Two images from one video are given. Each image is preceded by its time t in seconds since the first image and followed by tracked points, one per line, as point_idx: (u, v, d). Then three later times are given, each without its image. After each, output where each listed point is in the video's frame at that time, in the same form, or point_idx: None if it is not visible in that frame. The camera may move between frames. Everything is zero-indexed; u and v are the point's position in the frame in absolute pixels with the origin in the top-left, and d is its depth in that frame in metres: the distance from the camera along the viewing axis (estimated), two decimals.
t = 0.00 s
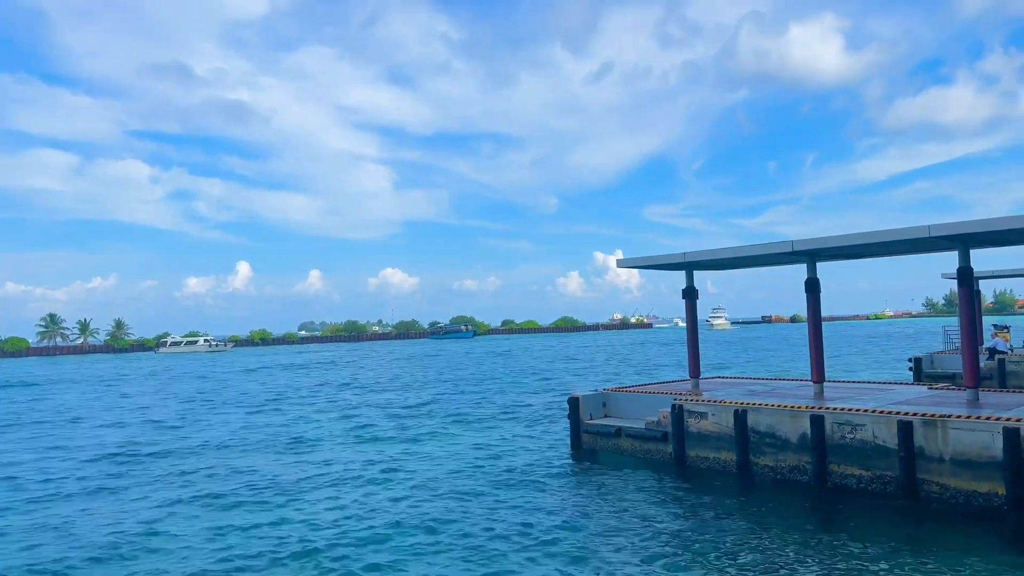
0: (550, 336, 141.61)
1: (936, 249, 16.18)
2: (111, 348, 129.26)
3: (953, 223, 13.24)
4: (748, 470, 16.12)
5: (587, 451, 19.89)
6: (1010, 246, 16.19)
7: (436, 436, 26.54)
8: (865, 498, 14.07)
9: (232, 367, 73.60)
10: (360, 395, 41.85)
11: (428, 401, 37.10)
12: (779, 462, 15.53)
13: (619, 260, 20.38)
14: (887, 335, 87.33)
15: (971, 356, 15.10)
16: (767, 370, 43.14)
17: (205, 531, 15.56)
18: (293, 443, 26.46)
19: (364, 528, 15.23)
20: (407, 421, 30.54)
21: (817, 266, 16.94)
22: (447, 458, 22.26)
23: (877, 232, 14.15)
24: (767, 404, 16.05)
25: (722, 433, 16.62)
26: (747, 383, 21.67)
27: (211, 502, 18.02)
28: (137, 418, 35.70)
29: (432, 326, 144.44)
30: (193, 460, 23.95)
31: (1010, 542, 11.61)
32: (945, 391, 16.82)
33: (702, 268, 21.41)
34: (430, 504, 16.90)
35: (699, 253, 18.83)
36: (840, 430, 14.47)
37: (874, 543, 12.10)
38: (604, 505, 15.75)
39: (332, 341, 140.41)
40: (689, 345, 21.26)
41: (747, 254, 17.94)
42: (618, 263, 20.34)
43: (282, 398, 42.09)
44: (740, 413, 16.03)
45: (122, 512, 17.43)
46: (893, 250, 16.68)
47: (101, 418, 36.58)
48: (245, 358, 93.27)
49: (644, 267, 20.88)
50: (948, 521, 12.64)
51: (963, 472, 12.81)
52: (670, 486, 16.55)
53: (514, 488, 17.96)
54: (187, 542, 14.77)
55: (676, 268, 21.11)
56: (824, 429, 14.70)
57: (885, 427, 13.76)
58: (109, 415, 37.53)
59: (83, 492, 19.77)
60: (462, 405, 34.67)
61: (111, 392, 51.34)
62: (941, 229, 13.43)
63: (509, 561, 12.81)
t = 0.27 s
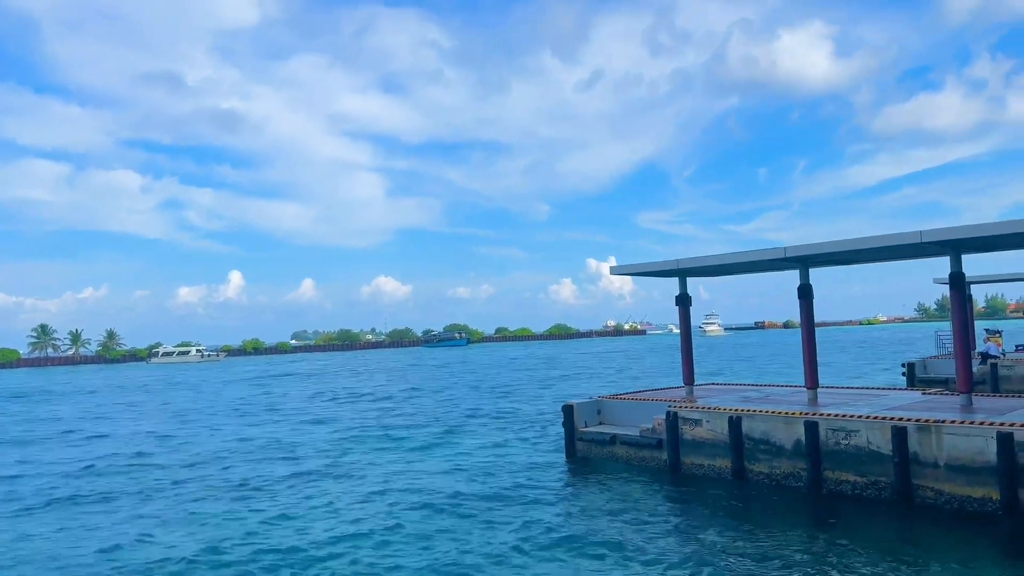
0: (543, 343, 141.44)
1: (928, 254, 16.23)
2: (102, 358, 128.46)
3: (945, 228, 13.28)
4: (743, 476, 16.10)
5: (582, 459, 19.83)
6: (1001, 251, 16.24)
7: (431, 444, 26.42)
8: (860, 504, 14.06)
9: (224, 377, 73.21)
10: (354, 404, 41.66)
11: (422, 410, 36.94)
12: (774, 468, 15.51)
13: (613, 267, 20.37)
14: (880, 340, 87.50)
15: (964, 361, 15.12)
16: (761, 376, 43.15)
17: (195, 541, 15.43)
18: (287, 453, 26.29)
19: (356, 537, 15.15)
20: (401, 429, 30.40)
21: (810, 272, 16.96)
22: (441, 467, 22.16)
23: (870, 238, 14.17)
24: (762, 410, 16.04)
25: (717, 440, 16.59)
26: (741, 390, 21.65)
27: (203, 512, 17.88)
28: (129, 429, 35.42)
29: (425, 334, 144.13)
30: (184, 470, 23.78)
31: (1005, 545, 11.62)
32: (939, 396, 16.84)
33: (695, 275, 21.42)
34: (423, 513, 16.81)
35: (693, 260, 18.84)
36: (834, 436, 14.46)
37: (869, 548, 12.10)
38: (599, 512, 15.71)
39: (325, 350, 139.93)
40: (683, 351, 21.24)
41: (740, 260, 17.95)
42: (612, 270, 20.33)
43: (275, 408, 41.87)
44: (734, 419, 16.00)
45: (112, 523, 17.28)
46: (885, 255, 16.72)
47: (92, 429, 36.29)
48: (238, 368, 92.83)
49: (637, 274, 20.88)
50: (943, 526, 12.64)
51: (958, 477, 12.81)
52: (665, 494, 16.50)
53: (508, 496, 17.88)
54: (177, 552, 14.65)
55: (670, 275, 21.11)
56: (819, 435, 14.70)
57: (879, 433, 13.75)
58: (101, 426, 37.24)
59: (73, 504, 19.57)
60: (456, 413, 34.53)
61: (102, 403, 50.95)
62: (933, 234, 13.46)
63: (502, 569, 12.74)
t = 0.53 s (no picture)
0: (537, 350, 141.36)
1: (919, 258, 16.31)
2: (94, 368, 127.69)
3: (935, 232, 13.35)
4: (738, 481, 16.10)
5: (576, 465, 19.80)
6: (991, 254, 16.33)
7: (425, 451, 26.35)
8: (854, 508, 14.09)
9: (218, 386, 72.87)
10: (348, 412, 41.54)
11: (416, 417, 36.83)
12: (768, 473, 15.53)
13: (606, 273, 20.39)
14: (872, 344, 87.91)
15: (957, 365, 15.17)
16: (754, 381, 43.18)
17: (187, 550, 15.34)
18: (280, 461, 26.18)
19: (349, 545, 15.07)
20: (395, 437, 30.30)
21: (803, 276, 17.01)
22: (435, 474, 22.09)
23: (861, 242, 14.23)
24: (756, 415, 16.06)
25: (711, 445, 16.59)
26: (735, 394, 21.68)
27: (194, 521, 17.76)
28: (120, 438, 35.18)
29: (419, 341, 143.88)
30: (176, 479, 23.64)
31: (998, 548, 11.65)
32: (931, 400, 16.89)
33: (688, 280, 21.46)
34: (417, 520, 16.75)
35: (686, 265, 18.88)
36: (828, 441, 14.49)
37: (864, 551, 12.15)
38: (592, 518, 15.68)
39: (319, 358, 139.71)
40: (677, 357, 21.25)
41: (732, 266, 18.00)
42: (605, 276, 20.35)
43: (268, 416, 41.69)
44: (728, 424, 16.00)
45: (103, 533, 17.14)
46: (877, 260, 16.79)
47: (83, 439, 36.04)
48: (231, 376, 92.39)
49: (631, 280, 20.91)
50: (937, 530, 12.66)
51: (951, 480, 12.84)
52: (660, 499, 16.49)
53: (502, 503, 17.84)
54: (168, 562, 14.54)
55: (663, 280, 21.16)
56: (812, 440, 14.72)
57: (873, 437, 13.78)
58: (93, 436, 36.99)
59: (64, 514, 19.41)
60: (450, 421, 34.43)
61: (94, 413, 50.63)
62: (924, 238, 13.53)
63: None
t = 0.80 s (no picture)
0: (532, 355, 141.28)
1: (912, 261, 16.37)
2: (87, 376, 126.99)
3: (927, 236, 13.41)
4: (732, 485, 16.10)
5: (572, 470, 19.77)
6: (981, 257, 16.41)
7: (421, 457, 26.29)
8: (848, 511, 14.12)
9: (212, 393, 72.47)
10: (343, 418, 41.44)
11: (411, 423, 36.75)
12: (763, 477, 15.53)
13: (600, 278, 20.42)
14: (866, 347, 88.23)
15: (949, 367, 15.23)
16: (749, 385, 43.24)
17: (179, 558, 15.24)
18: (276, 468, 26.10)
19: (342, 552, 15.00)
20: (390, 443, 30.22)
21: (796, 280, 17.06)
22: (431, 479, 22.04)
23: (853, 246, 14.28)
24: (750, 418, 16.07)
25: (706, 449, 16.59)
26: (730, 398, 21.69)
27: (187, 529, 17.65)
28: (114, 447, 34.99)
29: (414, 347, 143.67)
30: (169, 487, 23.51)
31: (991, 550, 11.69)
32: (924, 402, 16.93)
33: (682, 284, 21.50)
34: (410, 526, 16.68)
35: (679, 270, 18.90)
36: (822, 444, 14.51)
37: (859, 553, 12.18)
38: (587, 523, 15.65)
39: (313, 364, 139.33)
40: (672, 361, 21.27)
41: (725, 270, 18.03)
42: (599, 280, 20.36)
43: (263, 423, 41.53)
44: (723, 428, 16.00)
45: (95, 542, 17.02)
46: (870, 263, 16.85)
47: (76, 447, 35.82)
48: (225, 383, 92.00)
49: (625, 284, 20.93)
50: (930, 532, 12.70)
51: (944, 482, 12.88)
52: (656, 503, 16.49)
53: (497, 508, 17.77)
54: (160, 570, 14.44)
55: (657, 285, 21.18)
56: (806, 443, 14.74)
57: (866, 440, 13.80)
58: (86, 444, 36.79)
59: (55, 523, 19.28)
60: (445, 426, 34.37)
61: (87, 421, 50.33)
62: (915, 242, 13.59)
63: None
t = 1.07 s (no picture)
0: (529, 358, 141.37)
1: (906, 263, 16.44)
2: (83, 383, 126.61)
3: (920, 237, 13.47)
4: (729, 487, 16.11)
5: (568, 474, 19.75)
6: (974, 258, 16.49)
7: (418, 461, 26.27)
8: (845, 512, 14.13)
9: (207, 399, 72.26)
10: (339, 423, 41.37)
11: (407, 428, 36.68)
12: (760, 479, 15.54)
13: (596, 281, 20.45)
14: (862, 348, 88.56)
15: (944, 368, 15.28)
16: (745, 387, 43.29)
17: (173, 565, 15.13)
18: (273, 473, 26.06)
19: (337, 558, 14.90)
20: (386, 448, 30.17)
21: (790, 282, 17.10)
22: (430, 484, 22.04)
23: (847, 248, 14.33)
24: (746, 421, 16.10)
25: (702, 452, 16.60)
26: (726, 400, 21.73)
27: (180, 536, 17.55)
28: (110, 454, 34.85)
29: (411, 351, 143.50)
30: (164, 494, 23.40)
31: (987, 549, 11.72)
32: (920, 403, 16.99)
33: (677, 288, 21.55)
34: (406, 532, 16.59)
35: (675, 273, 18.93)
36: (818, 446, 14.52)
37: (857, 554, 12.20)
38: (583, 527, 15.62)
39: (310, 369, 139.18)
40: (668, 364, 21.30)
41: (721, 272, 18.07)
42: (595, 284, 20.38)
43: (259, 429, 41.43)
44: (719, 431, 16.02)
45: (87, 550, 16.88)
46: (864, 265, 16.91)
47: (72, 454, 35.69)
48: (221, 390, 91.77)
49: (621, 288, 20.96)
50: (927, 532, 12.73)
51: (940, 484, 12.90)
52: (653, 506, 16.48)
53: (492, 513, 17.72)
54: None
55: (652, 288, 21.23)
56: (803, 445, 14.75)
57: (862, 442, 13.83)
58: (82, 451, 36.65)
59: (48, 530, 19.15)
60: (442, 430, 34.39)
61: (83, 428, 50.15)
62: (909, 243, 13.65)
63: None
